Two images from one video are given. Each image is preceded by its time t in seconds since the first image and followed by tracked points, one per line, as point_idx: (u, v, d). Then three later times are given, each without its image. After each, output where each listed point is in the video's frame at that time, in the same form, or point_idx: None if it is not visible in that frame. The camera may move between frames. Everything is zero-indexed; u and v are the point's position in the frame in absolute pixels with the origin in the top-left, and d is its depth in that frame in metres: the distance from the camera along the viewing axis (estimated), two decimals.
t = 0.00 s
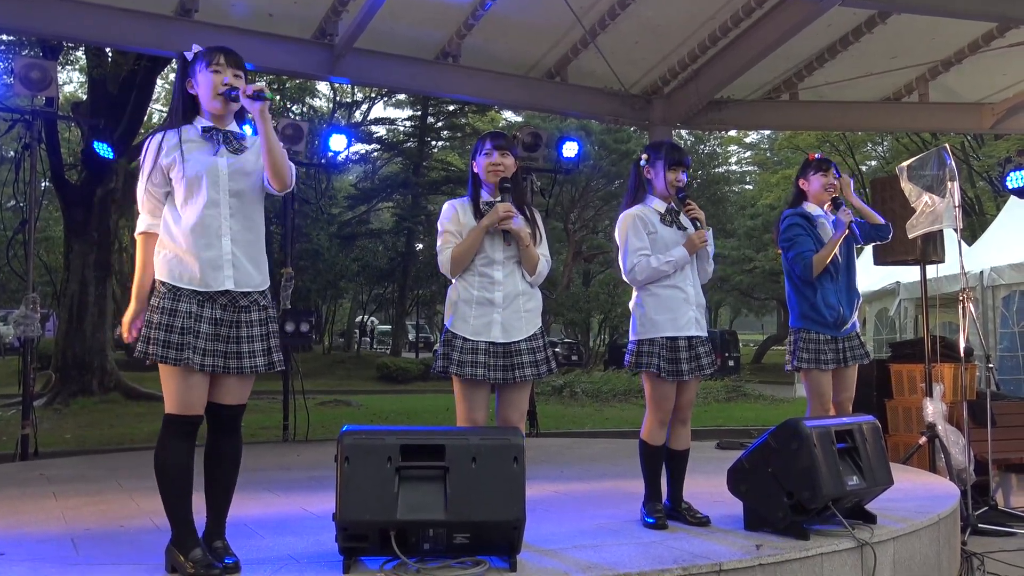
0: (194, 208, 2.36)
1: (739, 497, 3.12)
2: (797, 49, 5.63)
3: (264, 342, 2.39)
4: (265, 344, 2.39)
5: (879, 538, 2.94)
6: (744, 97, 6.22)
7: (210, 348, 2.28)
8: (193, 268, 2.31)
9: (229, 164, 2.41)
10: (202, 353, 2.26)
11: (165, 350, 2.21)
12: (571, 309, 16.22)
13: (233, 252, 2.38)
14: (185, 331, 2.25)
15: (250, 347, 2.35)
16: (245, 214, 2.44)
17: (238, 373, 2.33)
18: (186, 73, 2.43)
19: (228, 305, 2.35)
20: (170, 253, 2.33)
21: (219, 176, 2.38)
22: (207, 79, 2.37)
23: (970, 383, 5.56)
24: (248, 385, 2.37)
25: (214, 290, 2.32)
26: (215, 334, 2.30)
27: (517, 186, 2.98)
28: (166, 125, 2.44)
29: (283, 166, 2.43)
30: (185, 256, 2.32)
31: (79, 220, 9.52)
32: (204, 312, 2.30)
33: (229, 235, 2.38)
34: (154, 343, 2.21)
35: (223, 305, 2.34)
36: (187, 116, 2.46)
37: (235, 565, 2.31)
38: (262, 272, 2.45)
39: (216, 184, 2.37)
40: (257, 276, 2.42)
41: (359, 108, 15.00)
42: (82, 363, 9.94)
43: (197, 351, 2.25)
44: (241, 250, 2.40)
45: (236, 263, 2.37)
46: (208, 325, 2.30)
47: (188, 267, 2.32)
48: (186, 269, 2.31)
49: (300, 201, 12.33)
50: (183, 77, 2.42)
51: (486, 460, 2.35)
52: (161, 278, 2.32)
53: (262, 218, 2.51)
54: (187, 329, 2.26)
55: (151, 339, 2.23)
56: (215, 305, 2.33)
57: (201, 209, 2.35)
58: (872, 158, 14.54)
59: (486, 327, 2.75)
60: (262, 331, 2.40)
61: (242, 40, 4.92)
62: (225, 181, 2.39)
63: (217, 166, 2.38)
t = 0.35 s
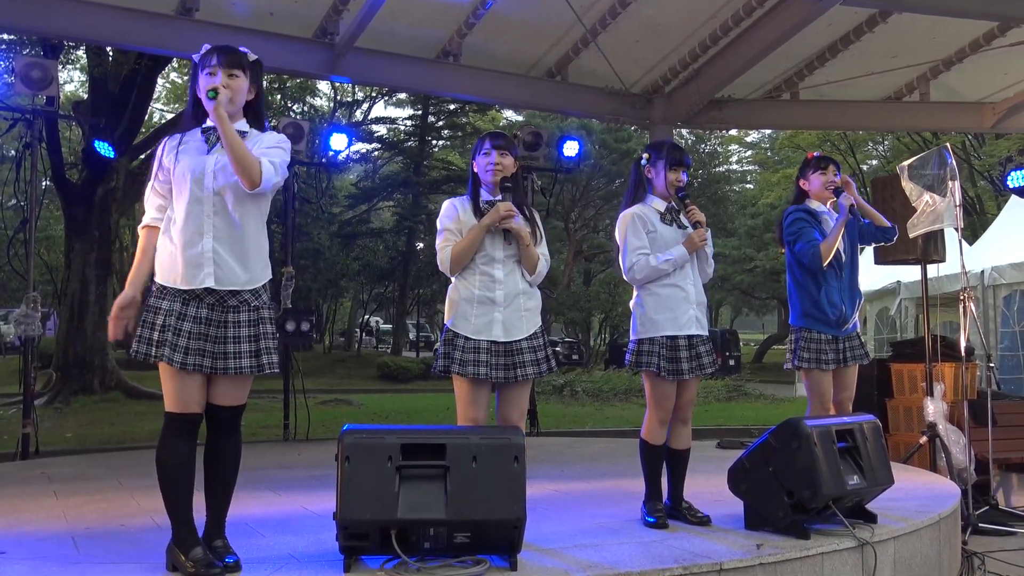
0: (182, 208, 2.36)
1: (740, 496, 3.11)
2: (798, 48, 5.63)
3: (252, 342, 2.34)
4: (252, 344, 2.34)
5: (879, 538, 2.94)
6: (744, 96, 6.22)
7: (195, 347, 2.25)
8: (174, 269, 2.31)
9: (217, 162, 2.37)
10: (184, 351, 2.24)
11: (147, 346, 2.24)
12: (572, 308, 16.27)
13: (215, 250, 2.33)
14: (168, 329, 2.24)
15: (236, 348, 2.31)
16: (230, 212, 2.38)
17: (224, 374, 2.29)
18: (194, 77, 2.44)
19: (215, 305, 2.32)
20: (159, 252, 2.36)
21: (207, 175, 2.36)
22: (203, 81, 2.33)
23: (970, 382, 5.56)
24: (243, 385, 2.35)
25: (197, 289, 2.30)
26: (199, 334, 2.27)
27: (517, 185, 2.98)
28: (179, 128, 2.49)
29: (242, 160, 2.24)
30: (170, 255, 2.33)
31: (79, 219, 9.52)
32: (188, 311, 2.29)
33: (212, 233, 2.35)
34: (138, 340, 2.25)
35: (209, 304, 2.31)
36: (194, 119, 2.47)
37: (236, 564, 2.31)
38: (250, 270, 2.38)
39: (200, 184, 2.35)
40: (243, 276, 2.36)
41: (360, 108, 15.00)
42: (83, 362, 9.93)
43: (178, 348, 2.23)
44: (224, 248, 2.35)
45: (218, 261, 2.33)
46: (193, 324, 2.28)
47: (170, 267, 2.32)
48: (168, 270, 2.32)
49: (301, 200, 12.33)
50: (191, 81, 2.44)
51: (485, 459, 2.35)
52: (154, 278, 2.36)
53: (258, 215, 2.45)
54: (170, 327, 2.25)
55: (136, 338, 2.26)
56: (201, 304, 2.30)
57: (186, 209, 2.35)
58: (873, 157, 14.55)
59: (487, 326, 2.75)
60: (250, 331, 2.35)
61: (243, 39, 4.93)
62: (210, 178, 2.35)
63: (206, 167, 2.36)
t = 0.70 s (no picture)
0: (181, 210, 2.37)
1: (742, 495, 3.11)
2: (799, 48, 5.63)
3: (249, 342, 2.33)
4: (249, 344, 2.32)
5: (881, 538, 2.94)
6: (746, 96, 6.21)
7: (191, 346, 2.26)
8: (171, 271, 2.33)
9: (214, 164, 2.36)
10: (180, 349, 2.25)
11: (147, 345, 2.28)
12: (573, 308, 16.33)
13: (209, 252, 2.32)
14: (165, 327, 2.27)
15: (232, 347, 2.30)
16: (226, 214, 2.36)
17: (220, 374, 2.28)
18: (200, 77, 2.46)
19: (212, 304, 2.32)
20: (159, 254, 2.37)
21: (204, 178, 2.36)
22: (207, 79, 2.37)
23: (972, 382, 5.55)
24: (244, 385, 2.34)
25: (192, 289, 2.30)
26: (195, 333, 2.28)
27: (518, 184, 2.98)
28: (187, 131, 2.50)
29: (231, 160, 2.21)
30: (167, 256, 2.34)
31: (81, 218, 9.53)
32: (185, 310, 2.30)
33: (207, 235, 2.34)
34: (139, 340, 2.30)
35: (206, 303, 2.31)
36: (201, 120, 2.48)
37: (238, 564, 2.31)
38: (246, 274, 2.37)
39: (198, 185, 2.35)
40: (238, 277, 2.35)
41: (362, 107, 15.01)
42: (85, 362, 9.94)
43: (173, 347, 2.25)
44: (219, 250, 2.34)
45: (213, 264, 2.32)
46: (189, 322, 2.29)
47: (167, 269, 2.33)
48: (165, 272, 2.34)
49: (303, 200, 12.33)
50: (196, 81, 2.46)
51: (487, 459, 2.35)
52: (155, 280, 2.38)
53: (257, 217, 2.42)
54: (167, 326, 2.27)
55: (138, 338, 2.31)
56: (198, 303, 2.31)
57: (185, 210, 2.36)
58: (875, 157, 14.57)
59: (489, 325, 2.75)
60: (247, 330, 2.34)
61: (245, 39, 4.93)
62: (207, 181, 2.35)
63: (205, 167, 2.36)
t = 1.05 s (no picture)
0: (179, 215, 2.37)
1: (743, 494, 3.11)
2: (800, 48, 5.63)
3: (243, 341, 2.34)
4: (243, 343, 2.33)
5: (882, 536, 2.94)
6: (747, 95, 6.20)
7: (185, 342, 2.26)
8: (167, 274, 2.33)
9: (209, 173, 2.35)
10: (173, 344, 2.24)
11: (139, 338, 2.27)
12: (575, 307, 16.40)
13: (205, 257, 2.31)
14: (159, 323, 2.26)
15: (227, 346, 2.31)
16: (222, 220, 2.36)
17: (215, 372, 2.30)
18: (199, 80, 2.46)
19: (207, 302, 2.32)
20: (156, 258, 2.39)
21: (202, 182, 2.35)
22: (203, 89, 2.37)
23: (974, 381, 5.55)
24: (243, 383, 2.35)
25: (187, 289, 2.30)
26: (189, 329, 2.28)
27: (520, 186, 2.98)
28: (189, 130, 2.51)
29: (222, 178, 2.20)
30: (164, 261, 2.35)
31: (82, 218, 9.52)
32: (179, 306, 2.30)
33: (204, 240, 2.33)
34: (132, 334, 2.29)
35: (202, 302, 2.32)
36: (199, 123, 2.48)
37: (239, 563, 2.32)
38: (242, 278, 2.37)
39: (196, 189, 2.35)
40: (234, 281, 2.35)
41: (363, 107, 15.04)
42: (86, 361, 9.95)
43: (166, 341, 2.24)
44: (215, 255, 2.33)
45: (208, 268, 2.31)
46: (184, 318, 2.29)
47: (163, 273, 2.34)
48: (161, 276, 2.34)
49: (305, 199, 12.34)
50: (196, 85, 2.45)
51: (488, 458, 2.36)
52: (153, 281, 2.39)
53: (254, 223, 2.42)
54: (161, 321, 2.26)
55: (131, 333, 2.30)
56: (193, 301, 2.31)
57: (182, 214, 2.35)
58: (876, 156, 14.60)
59: (490, 324, 2.75)
60: (241, 328, 2.35)
61: (248, 38, 4.93)
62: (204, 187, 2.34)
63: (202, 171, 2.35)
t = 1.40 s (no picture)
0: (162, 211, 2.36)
1: (744, 494, 3.12)
2: (801, 47, 5.63)
3: (237, 337, 2.33)
4: (236, 340, 2.33)
5: (884, 536, 2.94)
6: (748, 95, 6.19)
7: (178, 345, 2.27)
8: (155, 274, 2.32)
9: (198, 165, 2.34)
10: (168, 349, 2.25)
11: (131, 344, 2.27)
12: (576, 307, 16.40)
13: (193, 254, 2.31)
14: (151, 328, 2.26)
15: (220, 344, 2.30)
16: (209, 215, 2.35)
17: (207, 370, 2.29)
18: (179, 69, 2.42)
19: (197, 301, 2.31)
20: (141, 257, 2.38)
21: (187, 178, 2.34)
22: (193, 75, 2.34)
23: (975, 381, 5.55)
24: (234, 383, 2.34)
25: (177, 290, 2.30)
26: (181, 331, 2.28)
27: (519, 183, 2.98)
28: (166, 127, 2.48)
29: (228, 160, 2.24)
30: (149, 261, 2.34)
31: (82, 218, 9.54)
32: (170, 308, 2.30)
33: (192, 237, 2.33)
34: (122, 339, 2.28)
35: (192, 302, 2.31)
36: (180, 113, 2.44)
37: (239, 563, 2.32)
38: (232, 273, 2.36)
39: (181, 185, 2.33)
40: (224, 277, 2.35)
41: (364, 106, 15.03)
42: (88, 361, 9.96)
43: (160, 346, 2.25)
44: (204, 252, 2.33)
45: (197, 266, 2.31)
46: (175, 321, 2.29)
47: (150, 272, 2.33)
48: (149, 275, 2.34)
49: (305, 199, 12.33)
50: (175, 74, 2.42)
51: (489, 458, 2.36)
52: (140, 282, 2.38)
53: (241, 217, 2.42)
54: (153, 325, 2.27)
55: (122, 336, 2.29)
56: (183, 302, 2.31)
57: (167, 211, 2.34)
58: (877, 155, 14.60)
59: (491, 324, 2.75)
60: (233, 326, 2.34)
61: (249, 38, 4.92)
62: (189, 181, 2.33)
63: (189, 167, 2.34)
